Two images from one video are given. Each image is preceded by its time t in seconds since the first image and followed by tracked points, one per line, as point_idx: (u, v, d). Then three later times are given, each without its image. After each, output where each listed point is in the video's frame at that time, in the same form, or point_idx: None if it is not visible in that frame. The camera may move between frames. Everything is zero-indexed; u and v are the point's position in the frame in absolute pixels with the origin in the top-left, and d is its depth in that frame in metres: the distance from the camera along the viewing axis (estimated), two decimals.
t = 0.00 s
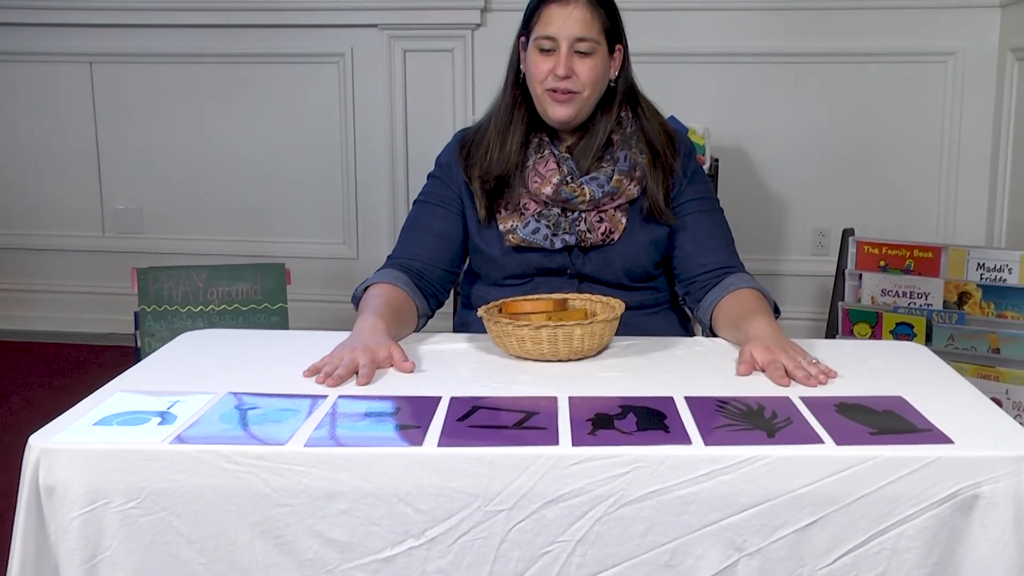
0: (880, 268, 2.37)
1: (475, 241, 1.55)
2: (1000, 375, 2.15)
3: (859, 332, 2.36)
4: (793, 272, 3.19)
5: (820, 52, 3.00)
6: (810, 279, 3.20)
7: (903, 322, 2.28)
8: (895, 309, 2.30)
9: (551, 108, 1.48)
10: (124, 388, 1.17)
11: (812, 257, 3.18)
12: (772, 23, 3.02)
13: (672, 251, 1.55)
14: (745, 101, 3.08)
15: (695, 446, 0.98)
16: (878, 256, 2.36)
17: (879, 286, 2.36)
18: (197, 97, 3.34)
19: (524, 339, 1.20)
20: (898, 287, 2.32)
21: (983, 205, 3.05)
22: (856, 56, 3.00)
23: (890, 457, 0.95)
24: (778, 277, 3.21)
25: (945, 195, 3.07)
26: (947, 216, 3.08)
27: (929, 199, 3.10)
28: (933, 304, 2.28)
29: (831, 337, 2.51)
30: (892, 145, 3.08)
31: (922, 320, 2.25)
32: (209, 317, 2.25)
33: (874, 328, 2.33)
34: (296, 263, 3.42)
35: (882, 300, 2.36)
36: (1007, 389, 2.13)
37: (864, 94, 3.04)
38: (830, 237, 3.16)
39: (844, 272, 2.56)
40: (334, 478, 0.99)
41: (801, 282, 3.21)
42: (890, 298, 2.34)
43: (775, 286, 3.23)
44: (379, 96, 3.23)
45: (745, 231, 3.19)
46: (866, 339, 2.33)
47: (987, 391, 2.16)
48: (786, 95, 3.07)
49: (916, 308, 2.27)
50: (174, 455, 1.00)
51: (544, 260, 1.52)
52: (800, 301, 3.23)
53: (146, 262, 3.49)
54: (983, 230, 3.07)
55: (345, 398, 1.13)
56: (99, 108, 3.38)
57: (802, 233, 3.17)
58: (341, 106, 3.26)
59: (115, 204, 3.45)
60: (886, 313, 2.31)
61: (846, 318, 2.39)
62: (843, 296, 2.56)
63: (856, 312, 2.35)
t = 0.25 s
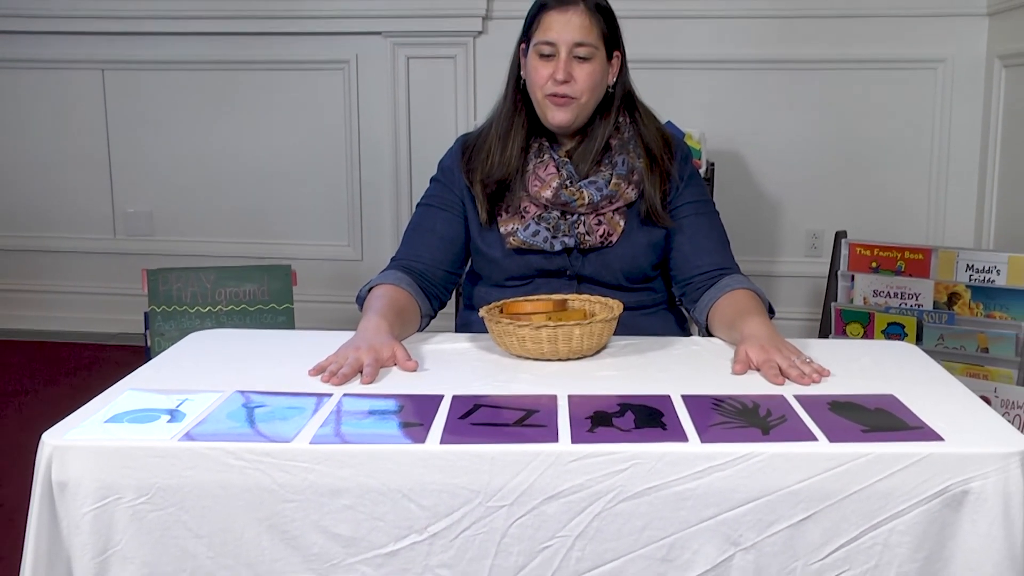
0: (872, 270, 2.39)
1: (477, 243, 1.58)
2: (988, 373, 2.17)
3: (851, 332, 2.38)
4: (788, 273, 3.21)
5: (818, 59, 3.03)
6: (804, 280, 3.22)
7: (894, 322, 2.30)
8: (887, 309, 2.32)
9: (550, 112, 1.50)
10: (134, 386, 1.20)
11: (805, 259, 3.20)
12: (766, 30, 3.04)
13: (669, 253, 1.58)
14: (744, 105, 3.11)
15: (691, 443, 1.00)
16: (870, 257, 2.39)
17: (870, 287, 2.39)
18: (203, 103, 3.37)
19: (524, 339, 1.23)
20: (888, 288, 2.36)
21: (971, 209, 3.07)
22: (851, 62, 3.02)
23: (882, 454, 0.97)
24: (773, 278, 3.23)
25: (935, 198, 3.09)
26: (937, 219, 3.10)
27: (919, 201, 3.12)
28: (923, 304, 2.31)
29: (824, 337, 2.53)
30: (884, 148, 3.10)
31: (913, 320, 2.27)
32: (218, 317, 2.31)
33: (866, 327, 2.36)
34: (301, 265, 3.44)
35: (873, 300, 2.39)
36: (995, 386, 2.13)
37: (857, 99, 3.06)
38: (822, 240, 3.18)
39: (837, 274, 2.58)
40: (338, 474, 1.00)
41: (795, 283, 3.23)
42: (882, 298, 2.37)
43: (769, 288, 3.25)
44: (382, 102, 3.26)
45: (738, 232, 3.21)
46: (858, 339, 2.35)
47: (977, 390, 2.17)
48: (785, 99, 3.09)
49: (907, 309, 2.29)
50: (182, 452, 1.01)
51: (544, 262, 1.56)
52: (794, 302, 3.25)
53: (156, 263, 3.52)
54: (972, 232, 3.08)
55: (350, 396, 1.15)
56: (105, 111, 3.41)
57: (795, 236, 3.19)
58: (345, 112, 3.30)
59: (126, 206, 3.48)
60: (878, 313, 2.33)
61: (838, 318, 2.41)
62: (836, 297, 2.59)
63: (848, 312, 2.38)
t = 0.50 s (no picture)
0: (867, 270, 2.41)
1: (478, 245, 1.60)
2: (980, 373, 2.20)
3: (847, 332, 2.40)
4: (785, 273, 3.23)
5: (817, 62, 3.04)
6: (801, 280, 3.24)
7: (889, 322, 2.32)
8: (882, 309, 2.35)
9: (550, 116, 1.52)
10: (140, 385, 1.21)
11: (801, 259, 3.22)
12: (764, 34, 3.06)
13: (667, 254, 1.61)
14: (744, 107, 3.12)
15: (689, 441, 1.02)
16: (865, 258, 2.41)
17: (865, 287, 2.40)
18: (206, 106, 3.39)
19: (524, 338, 1.24)
20: (883, 288, 2.37)
21: (963, 211, 3.09)
22: (847, 66, 3.04)
23: (877, 452, 0.99)
24: (771, 279, 3.25)
25: (929, 199, 3.10)
26: (931, 221, 3.11)
27: (913, 203, 3.13)
28: (917, 304, 2.32)
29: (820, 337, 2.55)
30: (879, 150, 3.11)
31: (907, 320, 2.30)
32: (223, 317, 2.34)
33: (861, 327, 2.38)
34: (304, 266, 3.46)
35: (868, 301, 2.40)
36: (988, 386, 2.11)
37: (853, 101, 3.08)
38: (819, 241, 3.19)
39: (833, 274, 2.60)
40: (341, 472, 1.01)
41: (791, 283, 3.25)
42: (876, 298, 2.38)
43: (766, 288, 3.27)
44: (385, 106, 3.27)
45: (735, 233, 3.22)
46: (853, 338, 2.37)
47: (970, 389, 2.18)
48: (785, 102, 3.10)
49: (902, 309, 2.31)
50: (188, 450, 1.02)
51: (544, 262, 1.57)
52: (790, 301, 3.26)
53: (160, 264, 3.54)
54: (966, 234, 3.09)
55: (353, 395, 1.17)
56: (109, 114, 3.43)
57: (792, 237, 3.21)
58: (348, 116, 3.32)
59: (131, 208, 3.50)
60: (873, 313, 2.35)
61: (833, 318, 2.43)
62: (831, 297, 2.60)
63: (843, 312, 2.40)
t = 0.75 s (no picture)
0: (867, 270, 2.41)
1: (478, 245, 1.60)
2: (980, 373, 2.20)
3: (847, 332, 2.41)
4: (785, 274, 3.23)
5: (817, 62, 3.04)
6: (801, 280, 3.24)
7: (889, 322, 2.33)
8: (881, 309, 2.35)
9: (551, 111, 1.52)
10: (140, 385, 1.21)
11: (801, 259, 3.22)
12: (764, 33, 3.06)
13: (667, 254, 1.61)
14: (744, 107, 3.12)
15: (689, 441, 1.02)
16: (866, 258, 2.41)
17: (865, 287, 2.40)
18: (207, 106, 3.39)
19: (525, 338, 1.24)
20: (883, 288, 2.37)
21: (964, 209, 3.09)
22: (847, 66, 3.04)
23: (877, 453, 0.99)
24: (770, 279, 3.25)
25: (929, 199, 3.10)
26: (930, 221, 3.11)
27: (913, 202, 3.13)
28: (917, 304, 2.32)
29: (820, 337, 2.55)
30: (878, 150, 3.11)
31: (907, 320, 2.30)
32: (224, 317, 2.35)
33: (861, 327, 2.38)
34: (305, 266, 3.46)
35: (868, 301, 2.40)
36: (988, 386, 2.11)
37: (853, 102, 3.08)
38: (818, 241, 3.19)
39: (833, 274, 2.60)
40: (342, 471, 1.01)
41: (791, 283, 3.24)
42: (876, 298, 2.38)
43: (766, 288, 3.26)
44: (385, 105, 3.28)
45: (734, 232, 3.22)
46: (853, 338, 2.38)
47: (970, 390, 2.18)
48: (786, 102, 3.10)
49: (902, 309, 2.32)
50: (188, 450, 1.02)
51: (544, 263, 1.57)
52: (790, 301, 3.26)
53: (160, 264, 3.54)
54: (966, 234, 3.09)
55: (353, 395, 1.17)
56: (110, 114, 3.43)
57: (792, 237, 3.20)
58: (348, 116, 3.32)
59: (132, 208, 3.50)
60: (873, 313, 2.35)
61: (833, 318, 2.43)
62: (831, 297, 2.60)
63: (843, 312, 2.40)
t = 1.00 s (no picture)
0: (867, 270, 2.42)
1: (478, 243, 1.61)
2: (980, 373, 2.20)
3: (847, 332, 2.41)
4: (785, 274, 3.23)
5: (818, 63, 3.04)
6: (801, 281, 3.24)
7: (888, 322, 2.33)
8: (881, 309, 2.35)
9: (546, 103, 1.56)
10: (140, 386, 1.21)
11: (801, 259, 3.22)
12: (764, 34, 3.06)
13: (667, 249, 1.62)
14: (744, 107, 3.12)
15: (688, 441, 1.02)
16: (865, 258, 2.41)
17: (865, 287, 2.40)
18: (207, 106, 3.39)
19: (524, 338, 1.24)
20: (883, 288, 2.37)
21: (964, 208, 3.09)
22: (847, 66, 3.04)
23: (877, 453, 0.99)
24: (770, 279, 3.25)
25: (929, 198, 3.10)
26: (930, 220, 3.11)
27: (913, 203, 3.13)
28: (916, 305, 2.32)
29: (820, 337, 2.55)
30: (878, 150, 3.11)
31: (906, 320, 2.30)
32: (223, 317, 2.35)
33: (861, 328, 2.38)
34: (304, 266, 3.46)
35: (868, 301, 2.40)
36: (988, 386, 2.11)
37: (853, 101, 3.08)
38: (819, 241, 3.19)
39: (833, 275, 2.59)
40: (341, 471, 1.01)
41: (791, 283, 3.24)
42: (876, 298, 2.38)
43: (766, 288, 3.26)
44: (385, 106, 3.28)
45: (734, 232, 3.22)
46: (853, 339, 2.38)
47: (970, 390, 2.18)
48: (786, 102, 3.10)
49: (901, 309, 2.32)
50: (188, 450, 1.02)
51: (543, 258, 1.58)
52: (790, 301, 3.26)
53: (160, 265, 3.54)
54: (965, 234, 3.09)
55: (353, 395, 1.17)
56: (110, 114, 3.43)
57: (792, 237, 3.20)
58: (348, 116, 3.32)
59: (132, 208, 3.50)
60: (873, 313, 2.36)
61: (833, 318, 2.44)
62: (831, 297, 2.60)
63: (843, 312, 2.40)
